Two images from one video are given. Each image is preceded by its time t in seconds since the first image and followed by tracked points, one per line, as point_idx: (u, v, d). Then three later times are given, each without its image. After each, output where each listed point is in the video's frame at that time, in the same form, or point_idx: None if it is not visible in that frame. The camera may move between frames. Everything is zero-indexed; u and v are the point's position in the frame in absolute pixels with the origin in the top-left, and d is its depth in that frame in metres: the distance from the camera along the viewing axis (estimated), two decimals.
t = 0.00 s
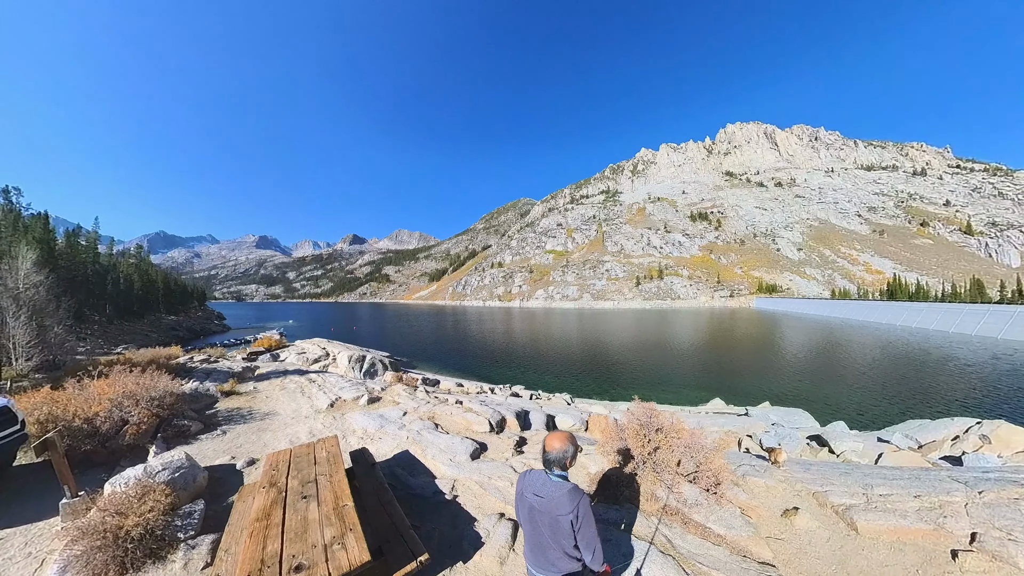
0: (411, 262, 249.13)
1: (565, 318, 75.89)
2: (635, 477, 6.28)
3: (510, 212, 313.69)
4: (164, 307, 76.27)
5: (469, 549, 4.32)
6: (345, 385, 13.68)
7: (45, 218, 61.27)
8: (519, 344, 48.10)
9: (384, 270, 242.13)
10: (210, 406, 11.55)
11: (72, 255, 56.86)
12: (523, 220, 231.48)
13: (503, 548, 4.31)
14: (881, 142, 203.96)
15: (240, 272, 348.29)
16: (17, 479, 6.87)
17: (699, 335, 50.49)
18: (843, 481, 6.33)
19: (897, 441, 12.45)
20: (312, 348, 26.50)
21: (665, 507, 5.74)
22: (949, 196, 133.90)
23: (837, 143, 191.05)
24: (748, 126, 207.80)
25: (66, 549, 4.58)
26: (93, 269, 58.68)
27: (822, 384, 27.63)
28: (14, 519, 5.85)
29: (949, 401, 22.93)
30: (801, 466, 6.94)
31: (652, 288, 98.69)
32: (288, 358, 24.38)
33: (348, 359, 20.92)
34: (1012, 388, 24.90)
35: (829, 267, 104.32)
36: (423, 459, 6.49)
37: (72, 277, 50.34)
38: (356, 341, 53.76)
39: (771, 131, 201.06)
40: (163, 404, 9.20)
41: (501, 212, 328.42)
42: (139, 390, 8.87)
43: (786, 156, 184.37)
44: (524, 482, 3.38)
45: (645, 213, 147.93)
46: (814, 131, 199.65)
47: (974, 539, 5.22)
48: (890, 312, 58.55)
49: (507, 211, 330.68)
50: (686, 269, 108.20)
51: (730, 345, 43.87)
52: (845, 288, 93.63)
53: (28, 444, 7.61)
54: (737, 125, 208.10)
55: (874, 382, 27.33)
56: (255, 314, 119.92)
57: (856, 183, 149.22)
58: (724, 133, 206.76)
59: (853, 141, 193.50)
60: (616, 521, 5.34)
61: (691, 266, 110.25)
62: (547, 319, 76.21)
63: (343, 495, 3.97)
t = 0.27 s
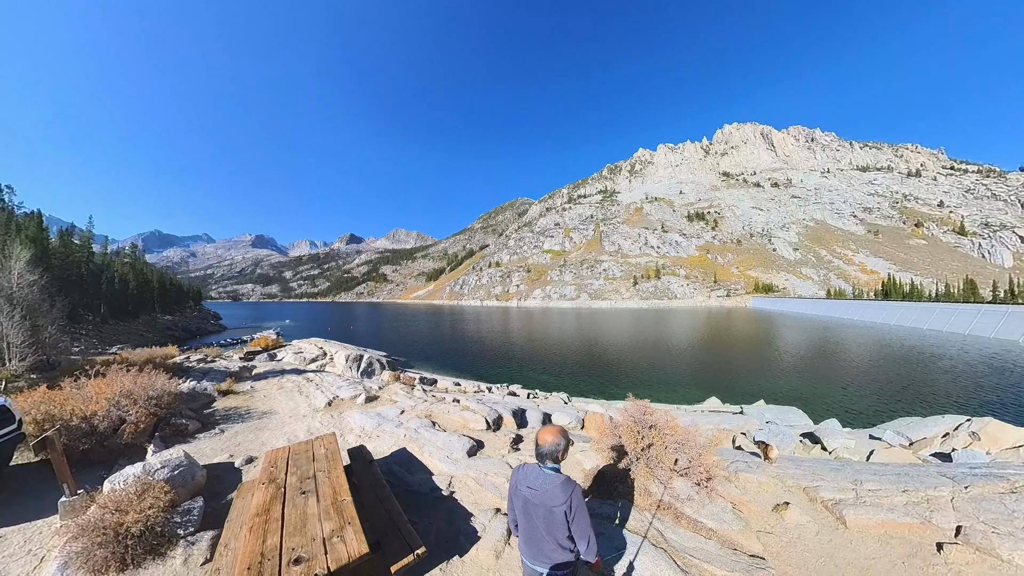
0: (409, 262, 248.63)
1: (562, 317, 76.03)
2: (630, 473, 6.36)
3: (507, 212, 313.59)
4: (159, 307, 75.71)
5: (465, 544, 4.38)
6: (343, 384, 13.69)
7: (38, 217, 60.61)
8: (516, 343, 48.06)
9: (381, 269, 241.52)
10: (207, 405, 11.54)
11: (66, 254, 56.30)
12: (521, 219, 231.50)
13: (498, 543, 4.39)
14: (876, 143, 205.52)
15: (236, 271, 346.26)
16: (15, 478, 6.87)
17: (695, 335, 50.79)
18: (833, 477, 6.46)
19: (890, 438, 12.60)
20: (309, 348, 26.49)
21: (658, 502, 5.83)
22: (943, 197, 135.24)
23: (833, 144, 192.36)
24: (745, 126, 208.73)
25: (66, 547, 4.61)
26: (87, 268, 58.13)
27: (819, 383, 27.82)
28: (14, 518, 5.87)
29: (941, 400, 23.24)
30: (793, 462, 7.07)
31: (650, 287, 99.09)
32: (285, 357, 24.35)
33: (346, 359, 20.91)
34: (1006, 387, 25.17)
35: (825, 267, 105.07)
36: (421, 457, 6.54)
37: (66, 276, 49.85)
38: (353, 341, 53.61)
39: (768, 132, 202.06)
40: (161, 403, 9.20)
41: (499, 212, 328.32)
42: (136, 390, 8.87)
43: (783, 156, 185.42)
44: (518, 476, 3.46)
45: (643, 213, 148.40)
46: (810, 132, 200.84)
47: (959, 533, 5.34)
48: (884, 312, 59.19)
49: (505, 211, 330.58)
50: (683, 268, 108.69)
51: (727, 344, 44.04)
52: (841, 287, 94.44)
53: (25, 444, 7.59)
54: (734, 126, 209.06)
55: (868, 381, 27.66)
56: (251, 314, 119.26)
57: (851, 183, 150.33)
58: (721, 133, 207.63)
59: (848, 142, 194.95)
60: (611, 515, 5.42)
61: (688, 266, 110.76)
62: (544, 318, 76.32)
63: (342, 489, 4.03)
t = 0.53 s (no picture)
0: (406, 262, 248.07)
1: (560, 317, 76.13)
2: (626, 471, 6.40)
3: (505, 212, 313.56)
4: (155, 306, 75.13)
5: (461, 542, 4.41)
6: (339, 384, 13.64)
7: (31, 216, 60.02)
8: (514, 343, 48.04)
9: (378, 269, 240.85)
10: (203, 405, 11.45)
11: (59, 253, 55.75)
12: (518, 219, 231.47)
13: (494, 540, 4.40)
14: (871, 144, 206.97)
15: (232, 271, 344.16)
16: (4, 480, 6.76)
17: (692, 334, 51.01)
18: (828, 475, 6.52)
19: (884, 436, 12.74)
20: (306, 347, 26.44)
21: (654, 499, 5.87)
22: (937, 198, 136.59)
23: (829, 146, 193.58)
24: (741, 127, 209.61)
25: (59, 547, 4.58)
26: (81, 268, 57.63)
27: (815, 382, 27.97)
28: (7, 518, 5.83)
29: (935, 398, 23.45)
30: (787, 460, 7.14)
31: (647, 287, 99.46)
32: (281, 356, 24.27)
33: (342, 358, 20.81)
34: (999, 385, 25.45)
35: (820, 267, 105.79)
36: (418, 455, 6.55)
37: (59, 275, 49.33)
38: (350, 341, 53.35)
39: (764, 133, 203.08)
40: (156, 403, 9.14)
41: (496, 211, 328.17)
42: (132, 390, 8.82)
43: (779, 157, 186.51)
44: (515, 474, 3.47)
45: (640, 213, 148.87)
46: (807, 133, 202.04)
47: (951, 528, 5.43)
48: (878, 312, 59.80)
49: (502, 210, 330.38)
50: (680, 268, 109.14)
51: (724, 344, 44.21)
52: (836, 287, 95.26)
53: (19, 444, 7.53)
54: (731, 126, 209.94)
55: (863, 380, 27.87)
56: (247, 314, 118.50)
57: (846, 184, 151.49)
58: (718, 133, 208.47)
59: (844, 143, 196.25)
60: (607, 513, 5.45)
61: (685, 266, 111.27)
62: (541, 317, 76.52)
63: (338, 488, 4.03)
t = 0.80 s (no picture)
0: (403, 261, 247.46)
1: (557, 316, 76.07)
2: (625, 472, 6.34)
3: (503, 211, 313.54)
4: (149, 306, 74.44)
5: (459, 545, 4.34)
6: (336, 384, 13.54)
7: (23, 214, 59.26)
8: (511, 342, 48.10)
9: (375, 268, 239.99)
10: (197, 406, 11.33)
11: (52, 252, 55.10)
12: (516, 218, 231.40)
13: (493, 544, 4.33)
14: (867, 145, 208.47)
15: (228, 270, 341.75)
16: None
17: (689, 333, 51.17)
18: (827, 475, 6.50)
19: (881, 434, 12.77)
20: (302, 347, 26.29)
21: (653, 501, 5.83)
22: (932, 199, 137.78)
23: (825, 146, 194.82)
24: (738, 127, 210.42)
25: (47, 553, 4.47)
26: (74, 267, 56.94)
27: (811, 381, 28.16)
28: None
29: (931, 397, 23.67)
30: (786, 461, 7.13)
31: (644, 287, 99.72)
32: (278, 357, 24.09)
33: (339, 358, 20.70)
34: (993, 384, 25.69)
35: (816, 267, 106.46)
36: (414, 458, 6.47)
37: (52, 275, 48.74)
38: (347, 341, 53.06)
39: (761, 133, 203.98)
40: (149, 404, 9.01)
41: (494, 211, 327.85)
42: (124, 391, 8.66)
43: (775, 158, 187.46)
44: (514, 479, 3.41)
45: (637, 212, 149.21)
46: (803, 134, 203.17)
47: (950, 528, 5.41)
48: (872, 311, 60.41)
49: (500, 210, 330.00)
50: (677, 267, 109.45)
51: (721, 343, 44.47)
52: (832, 287, 95.94)
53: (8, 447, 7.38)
54: (728, 127, 210.71)
55: (859, 379, 28.10)
56: (243, 313, 117.75)
57: (842, 185, 152.42)
58: (715, 134, 209.16)
59: (840, 143, 197.50)
60: (606, 516, 5.39)
61: (682, 265, 111.64)
62: (539, 317, 76.53)
63: (332, 493, 3.93)
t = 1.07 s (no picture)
0: (401, 261, 246.72)
1: (554, 315, 76.03)
2: (629, 474, 6.28)
3: (501, 211, 313.28)
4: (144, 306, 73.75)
5: (462, 551, 4.27)
6: (333, 385, 13.42)
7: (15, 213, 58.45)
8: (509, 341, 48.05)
9: (372, 268, 239.12)
10: (192, 409, 11.19)
11: (44, 252, 54.43)
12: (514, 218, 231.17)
13: (496, 549, 4.27)
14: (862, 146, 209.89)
15: (223, 269, 339.35)
16: None
17: (686, 333, 51.36)
18: (829, 476, 6.49)
19: (879, 433, 12.80)
20: (299, 347, 26.11)
21: (658, 503, 5.78)
22: (926, 199, 138.92)
23: (821, 147, 195.97)
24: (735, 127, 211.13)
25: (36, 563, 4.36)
26: (67, 266, 56.29)
27: (808, 379, 28.36)
28: None
29: (925, 395, 23.93)
30: (787, 461, 7.13)
31: (641, 286, 99.92)
32: (274, 357, 23.91)
33: (336, 359, 20.54)
34: (987, 383, 25.91)
35: (812, 267, 107.08)
36: (414, 460, 6.39)
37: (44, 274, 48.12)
38: (344, 340, 52.76)
39: (758, 133, 204.81)
40: (143, 407, 8.85)
41: (492, 210, 327.58)
42: (117, 394, 8.51)
43: (772, 158, 188.35)
44: (521, 486, 3.35)
45: (635, 212, 149.47)
46: (799, 134, 204.22)
47: (951, 527, 5.41)
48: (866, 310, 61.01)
49: (497, 209, 329.73)
50: (674, 267, 109.71)
51: (718, 342, 44.69)
52: (827, 286, 96.53)
53: None
54: (725, 127, 211.43)
55: (855, 377, 28.36)
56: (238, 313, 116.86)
57: (838, 185, 153.33)
58: (712, 134, 209.78)
59: (835, 144, 198.71)
60: (609, 519, 5.34)
61: (679, 265, 111.95)
62: (536, 316, 76.57)
63: (332, 500, 3.85)
